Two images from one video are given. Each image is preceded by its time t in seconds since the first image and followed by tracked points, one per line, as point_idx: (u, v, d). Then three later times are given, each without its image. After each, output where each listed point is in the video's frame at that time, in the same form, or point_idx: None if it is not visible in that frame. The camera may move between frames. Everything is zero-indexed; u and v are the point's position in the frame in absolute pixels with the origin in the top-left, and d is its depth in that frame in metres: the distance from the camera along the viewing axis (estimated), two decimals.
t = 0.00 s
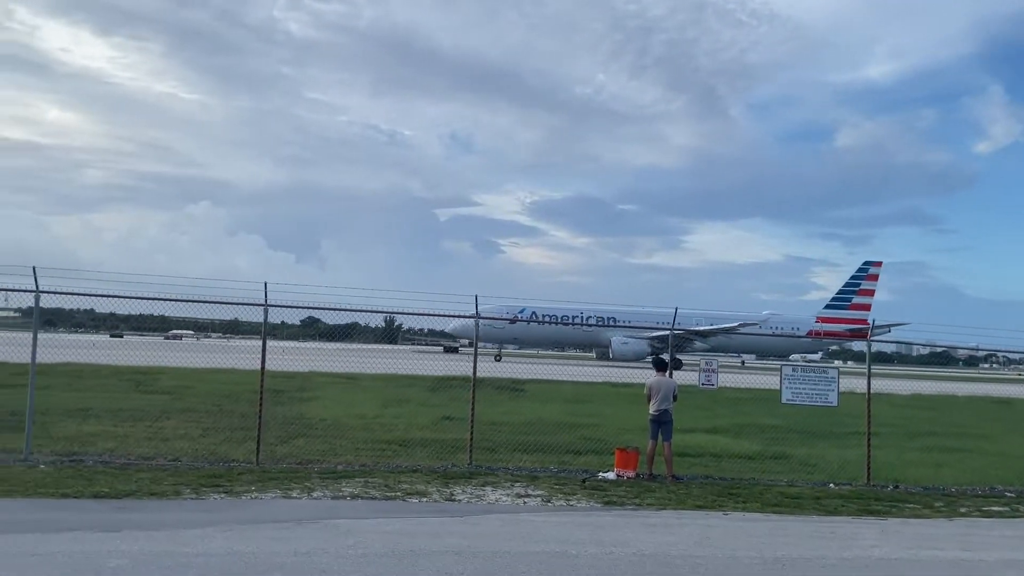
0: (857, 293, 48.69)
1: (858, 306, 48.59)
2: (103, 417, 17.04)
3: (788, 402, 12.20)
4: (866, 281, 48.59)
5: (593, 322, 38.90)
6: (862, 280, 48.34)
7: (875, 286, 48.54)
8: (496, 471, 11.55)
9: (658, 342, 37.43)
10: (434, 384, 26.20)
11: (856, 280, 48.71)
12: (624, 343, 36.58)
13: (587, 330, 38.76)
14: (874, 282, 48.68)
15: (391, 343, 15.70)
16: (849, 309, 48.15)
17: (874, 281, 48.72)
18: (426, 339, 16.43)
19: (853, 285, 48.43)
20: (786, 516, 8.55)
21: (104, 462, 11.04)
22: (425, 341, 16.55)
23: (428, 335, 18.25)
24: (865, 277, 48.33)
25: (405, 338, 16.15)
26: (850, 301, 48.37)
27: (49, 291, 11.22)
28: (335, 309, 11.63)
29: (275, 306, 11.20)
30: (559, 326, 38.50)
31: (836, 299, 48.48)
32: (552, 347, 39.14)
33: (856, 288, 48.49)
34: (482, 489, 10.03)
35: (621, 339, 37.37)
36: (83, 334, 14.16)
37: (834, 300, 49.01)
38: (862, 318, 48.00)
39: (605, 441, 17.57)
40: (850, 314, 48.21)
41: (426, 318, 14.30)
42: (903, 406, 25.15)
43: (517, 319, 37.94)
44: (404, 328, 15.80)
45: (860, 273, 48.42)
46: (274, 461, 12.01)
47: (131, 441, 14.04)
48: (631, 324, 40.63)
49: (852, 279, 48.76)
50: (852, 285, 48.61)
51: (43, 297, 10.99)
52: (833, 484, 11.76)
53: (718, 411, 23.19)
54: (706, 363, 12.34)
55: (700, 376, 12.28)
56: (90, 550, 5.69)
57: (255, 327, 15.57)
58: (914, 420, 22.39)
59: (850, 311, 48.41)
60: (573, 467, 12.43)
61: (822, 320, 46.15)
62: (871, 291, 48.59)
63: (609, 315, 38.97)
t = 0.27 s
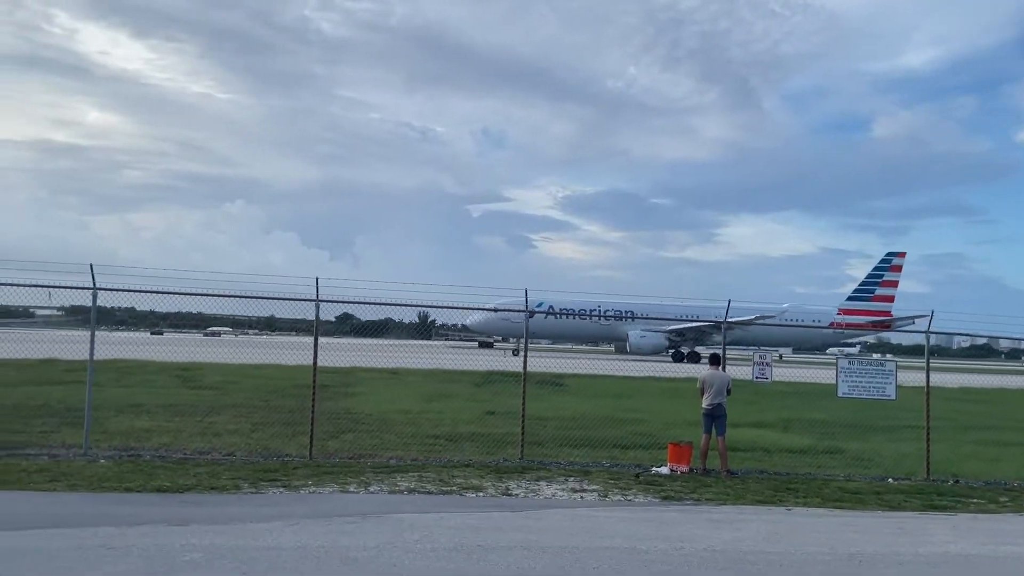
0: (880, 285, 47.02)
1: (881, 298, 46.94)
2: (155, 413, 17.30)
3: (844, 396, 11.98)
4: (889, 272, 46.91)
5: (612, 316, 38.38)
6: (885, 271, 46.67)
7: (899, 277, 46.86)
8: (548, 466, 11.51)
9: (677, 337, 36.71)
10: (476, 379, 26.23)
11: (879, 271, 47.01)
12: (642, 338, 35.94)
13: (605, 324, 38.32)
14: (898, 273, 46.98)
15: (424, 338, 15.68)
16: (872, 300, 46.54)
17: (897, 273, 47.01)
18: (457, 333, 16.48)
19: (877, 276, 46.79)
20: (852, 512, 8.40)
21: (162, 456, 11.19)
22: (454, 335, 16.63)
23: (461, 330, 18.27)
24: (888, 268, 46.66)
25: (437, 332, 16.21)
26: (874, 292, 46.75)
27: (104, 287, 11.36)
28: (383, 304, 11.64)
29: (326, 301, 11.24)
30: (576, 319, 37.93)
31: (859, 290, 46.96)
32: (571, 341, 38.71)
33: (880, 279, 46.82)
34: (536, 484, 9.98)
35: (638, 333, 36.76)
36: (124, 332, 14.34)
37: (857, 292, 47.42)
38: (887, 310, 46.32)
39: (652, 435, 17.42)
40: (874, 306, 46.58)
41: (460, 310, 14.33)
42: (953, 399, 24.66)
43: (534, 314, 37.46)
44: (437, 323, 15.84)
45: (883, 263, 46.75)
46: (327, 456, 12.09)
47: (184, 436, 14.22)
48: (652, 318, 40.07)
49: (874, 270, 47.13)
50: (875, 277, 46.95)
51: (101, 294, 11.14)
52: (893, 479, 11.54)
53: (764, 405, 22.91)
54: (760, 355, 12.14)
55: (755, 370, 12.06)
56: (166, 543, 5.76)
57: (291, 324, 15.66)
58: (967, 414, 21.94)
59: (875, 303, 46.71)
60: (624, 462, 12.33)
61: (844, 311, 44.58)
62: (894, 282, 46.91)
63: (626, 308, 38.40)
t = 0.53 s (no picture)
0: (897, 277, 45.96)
1: (899, 290, 45.90)
2: (200, 410, 17.47)
3: (896, 389, 11.79)
4: (906, 264, 45.86)
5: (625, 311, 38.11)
6: (903, 262, 45.63)
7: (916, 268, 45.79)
8: (596, 462, 11.45)
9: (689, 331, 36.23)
10: (512, 374, 26.21)
11: (896, 262, 45.97)
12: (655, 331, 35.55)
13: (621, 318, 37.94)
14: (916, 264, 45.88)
15: (451, 335, 15.73)
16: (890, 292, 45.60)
17: (914, 264, 45.88)
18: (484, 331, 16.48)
19: (894, 267, 45.76)
20: (913, 509, 8.27)
21: (212, 453, 11.27)
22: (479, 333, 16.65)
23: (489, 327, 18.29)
24: (905, 259, 45.63)
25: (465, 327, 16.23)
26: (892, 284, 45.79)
27: (153, 286, 11.42)
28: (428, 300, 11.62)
29: (372, 298, 11.23)
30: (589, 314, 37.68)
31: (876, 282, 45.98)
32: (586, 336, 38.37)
33: (897, 270, 45.83)
34: (587, 481, 9.92)
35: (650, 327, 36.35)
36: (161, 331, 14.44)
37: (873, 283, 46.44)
38: (904, 301, 45.25)
39: (695, 430, 17.29)
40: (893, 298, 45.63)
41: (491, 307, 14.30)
42: (999, 391, 24.25)
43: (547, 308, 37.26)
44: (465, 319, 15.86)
45: (900, 254, 45.73)
46: (373, 452, 12.11)
47: (231, 432, 14.33)
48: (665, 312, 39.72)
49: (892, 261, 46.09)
50: (892, 268, 45.91)
51: (151, 293, 11.19)
52: (947, 474, 11.35)
53: (804, 399, 22.66)
54: (810, 349, 12.04)
55: (804, 363, 11.98)
56: (230, 541, 5.78)
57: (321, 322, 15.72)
58: (1013, 407, 21.55)
59: (892, 295, 45.73)
60: (672, 458, 12.22)
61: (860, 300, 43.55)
62: (912, 274, 45.82)
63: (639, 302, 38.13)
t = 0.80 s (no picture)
0: (907, 268, 45.28)
1: (909, 281, 45.20)
2: (233, 408, 17.50)
3: (941, 382, 11.57)
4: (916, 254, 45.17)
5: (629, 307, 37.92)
6: (912, 253, 44.94)
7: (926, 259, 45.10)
8: (635, 459, 11.32)
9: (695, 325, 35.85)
10: (539, 370, 26.10)
11: (905, 253, 45.29)
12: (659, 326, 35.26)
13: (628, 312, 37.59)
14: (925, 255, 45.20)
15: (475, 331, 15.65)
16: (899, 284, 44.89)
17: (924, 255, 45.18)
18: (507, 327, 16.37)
19: (903, 258, 45.07)
20: (968, 504, 8.08)
21: (250, 452, 11.25)
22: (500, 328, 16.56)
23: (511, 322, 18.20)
24: (915, 250, 44.97)
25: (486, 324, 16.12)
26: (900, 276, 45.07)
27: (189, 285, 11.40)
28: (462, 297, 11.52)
29: (407, 294, 11.13)
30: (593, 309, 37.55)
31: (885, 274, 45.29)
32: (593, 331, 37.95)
33: (906, 262, 45.15)
34: (628, 478, 9.78)
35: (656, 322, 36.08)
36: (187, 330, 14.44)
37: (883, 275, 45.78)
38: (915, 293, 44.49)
39: (728, 425, 17.09)
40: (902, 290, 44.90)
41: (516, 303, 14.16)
42: None
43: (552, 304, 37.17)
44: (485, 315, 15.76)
45: (909, 245, 45.07)
46: (409, 450, 12.04)
47: (266, 431, 14.33)
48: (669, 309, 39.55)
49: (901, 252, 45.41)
50: (901, 259, 45.24)
51: (187, 292, 11.13)
52: (994, 468, 11.11)
53: (837, 393, 22.37)
54: (852, 342, 11.88)
55: (846, 357, 11.83)
56: (280, 540, 5.72)
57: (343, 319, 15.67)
58: None
59: (902, 287, 44.96)
60: (711, 454, 12.05)
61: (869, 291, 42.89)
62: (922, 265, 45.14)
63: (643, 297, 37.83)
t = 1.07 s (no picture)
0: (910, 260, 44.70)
1: (913, 273, 44.62)
2: (260, 407, 17.54)
3: (981, 376, 11.36)
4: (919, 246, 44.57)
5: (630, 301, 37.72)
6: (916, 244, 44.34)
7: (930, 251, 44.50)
8: (670, 456, 11.20)
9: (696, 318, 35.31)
10: (563, 366, 26.00)
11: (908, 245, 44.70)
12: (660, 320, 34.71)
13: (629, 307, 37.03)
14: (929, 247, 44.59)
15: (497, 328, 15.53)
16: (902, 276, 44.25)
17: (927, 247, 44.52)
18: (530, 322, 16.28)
19: (906, 250, 44.48)
20: (1018, 501, 7.91)
21: (282, 451, 11.21)
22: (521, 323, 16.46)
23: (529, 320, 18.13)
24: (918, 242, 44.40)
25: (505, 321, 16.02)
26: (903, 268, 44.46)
27: (221, 285, 11.33)
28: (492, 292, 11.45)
29: (437, 292, 11.01)
30: (594, 304, 37.45)
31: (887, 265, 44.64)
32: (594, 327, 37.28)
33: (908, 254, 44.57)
34: (666, 475, 9.66)
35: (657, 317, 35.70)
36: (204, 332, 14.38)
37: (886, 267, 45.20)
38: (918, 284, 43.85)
39: (759, 420, 16.92)
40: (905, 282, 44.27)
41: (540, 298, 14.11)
42: None
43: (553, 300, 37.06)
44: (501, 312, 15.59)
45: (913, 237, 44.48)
46: (441, 448, 11.96)
47: (296, 430, 14.32)
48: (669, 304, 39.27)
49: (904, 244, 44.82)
50: (905, 251, 44.65)
51: (217, 291, 11.05)
52: None
53: (867, 387, 22.12)
54: (890, 336, 11.71)
55: (884, 351, 11.67)
56: (325, 541, 5.66)
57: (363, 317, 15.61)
58: None
59: (905, 279, 44.35)
60: (745, 450, 11.90)
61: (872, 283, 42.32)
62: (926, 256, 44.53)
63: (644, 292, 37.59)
